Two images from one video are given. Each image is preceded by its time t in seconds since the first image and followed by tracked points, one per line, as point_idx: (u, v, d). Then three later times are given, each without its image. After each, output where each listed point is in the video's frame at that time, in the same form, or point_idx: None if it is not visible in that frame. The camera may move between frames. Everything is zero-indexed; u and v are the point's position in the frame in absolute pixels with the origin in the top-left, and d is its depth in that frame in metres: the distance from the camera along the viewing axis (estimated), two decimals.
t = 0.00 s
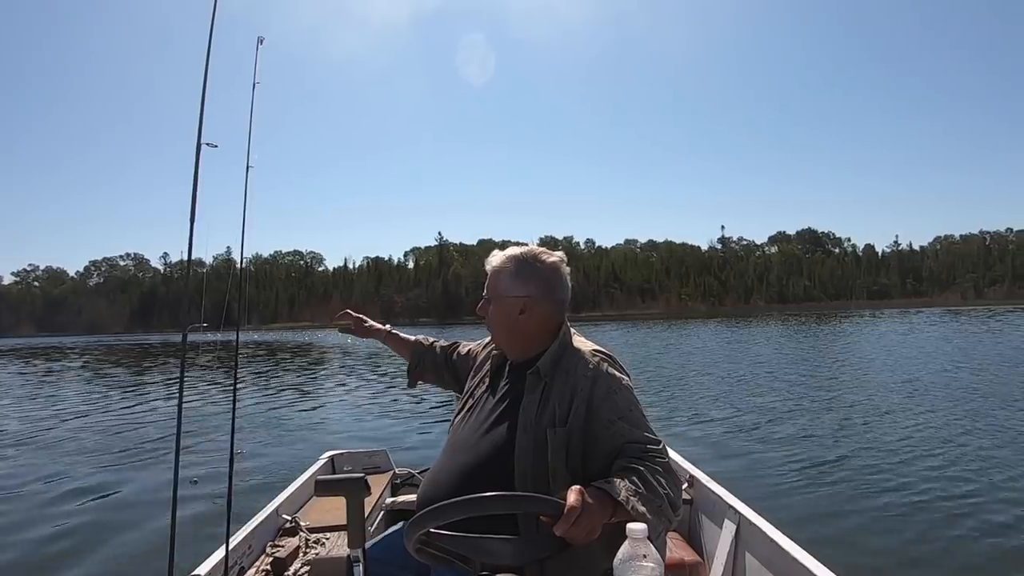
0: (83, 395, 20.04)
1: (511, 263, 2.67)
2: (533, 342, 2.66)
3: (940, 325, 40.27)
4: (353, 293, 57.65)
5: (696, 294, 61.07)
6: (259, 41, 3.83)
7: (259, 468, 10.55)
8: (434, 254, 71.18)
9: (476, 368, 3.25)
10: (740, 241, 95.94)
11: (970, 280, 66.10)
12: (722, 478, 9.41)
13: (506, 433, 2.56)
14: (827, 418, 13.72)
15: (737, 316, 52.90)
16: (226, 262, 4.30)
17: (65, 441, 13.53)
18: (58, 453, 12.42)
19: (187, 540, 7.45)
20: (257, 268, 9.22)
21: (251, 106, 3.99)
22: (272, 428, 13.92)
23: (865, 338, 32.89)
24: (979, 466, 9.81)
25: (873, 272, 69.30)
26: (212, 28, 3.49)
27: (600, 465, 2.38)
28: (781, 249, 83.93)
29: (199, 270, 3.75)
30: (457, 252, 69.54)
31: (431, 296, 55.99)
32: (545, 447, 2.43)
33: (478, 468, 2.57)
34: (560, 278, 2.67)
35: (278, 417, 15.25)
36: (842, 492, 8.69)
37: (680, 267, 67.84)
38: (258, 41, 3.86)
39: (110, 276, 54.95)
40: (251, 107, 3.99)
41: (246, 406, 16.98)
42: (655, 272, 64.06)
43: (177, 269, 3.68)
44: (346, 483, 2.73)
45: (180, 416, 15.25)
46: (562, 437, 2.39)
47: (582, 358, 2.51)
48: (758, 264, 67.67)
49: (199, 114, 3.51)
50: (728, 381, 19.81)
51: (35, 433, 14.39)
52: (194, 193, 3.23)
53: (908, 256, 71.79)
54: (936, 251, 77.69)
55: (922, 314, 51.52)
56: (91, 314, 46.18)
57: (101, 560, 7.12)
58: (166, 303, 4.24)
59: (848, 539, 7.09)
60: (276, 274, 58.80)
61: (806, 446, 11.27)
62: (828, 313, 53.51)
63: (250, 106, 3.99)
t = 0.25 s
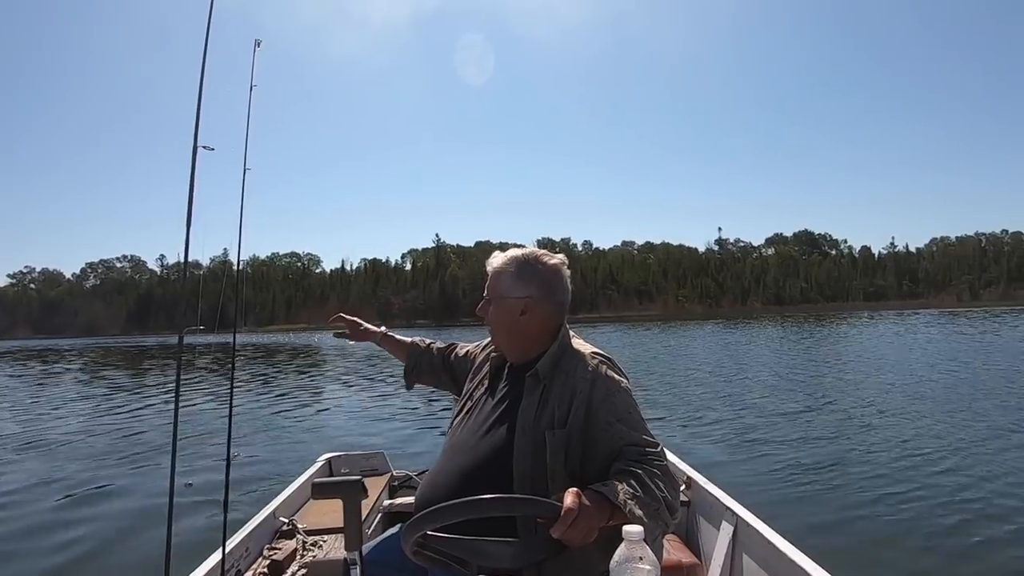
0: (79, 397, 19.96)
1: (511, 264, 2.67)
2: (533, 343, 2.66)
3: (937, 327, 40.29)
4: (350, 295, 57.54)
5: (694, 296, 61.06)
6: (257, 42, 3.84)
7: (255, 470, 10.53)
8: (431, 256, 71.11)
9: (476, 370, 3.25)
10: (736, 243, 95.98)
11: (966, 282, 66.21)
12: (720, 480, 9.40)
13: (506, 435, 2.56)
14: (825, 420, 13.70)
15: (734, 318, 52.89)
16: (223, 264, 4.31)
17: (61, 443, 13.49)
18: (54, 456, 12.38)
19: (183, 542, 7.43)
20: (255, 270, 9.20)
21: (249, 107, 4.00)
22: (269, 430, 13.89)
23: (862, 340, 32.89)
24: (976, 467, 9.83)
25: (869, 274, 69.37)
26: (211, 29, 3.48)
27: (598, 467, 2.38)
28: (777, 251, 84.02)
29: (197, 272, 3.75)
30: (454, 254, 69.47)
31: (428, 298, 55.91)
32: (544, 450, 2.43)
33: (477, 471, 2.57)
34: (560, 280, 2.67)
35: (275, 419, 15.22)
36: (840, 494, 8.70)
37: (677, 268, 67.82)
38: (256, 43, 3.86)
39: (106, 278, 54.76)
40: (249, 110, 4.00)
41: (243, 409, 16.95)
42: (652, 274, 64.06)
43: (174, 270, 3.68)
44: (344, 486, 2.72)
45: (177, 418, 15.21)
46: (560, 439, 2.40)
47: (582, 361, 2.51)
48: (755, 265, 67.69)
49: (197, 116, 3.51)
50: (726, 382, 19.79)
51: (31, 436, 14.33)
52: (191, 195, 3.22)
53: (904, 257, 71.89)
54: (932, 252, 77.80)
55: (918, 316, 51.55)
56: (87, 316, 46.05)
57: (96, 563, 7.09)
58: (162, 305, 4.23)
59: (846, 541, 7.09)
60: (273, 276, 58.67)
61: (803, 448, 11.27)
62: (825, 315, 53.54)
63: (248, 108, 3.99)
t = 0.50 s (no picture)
0: (74, 399, 19.89)
1: (508, 266, 2.66)
2: (528, 346, 2.66)
3: (932, 330, 40.39)
4: (347, 297, 57.52)
5: (690, 299, 61.19)
6: (253, 45, 3.84)
7: (251, 472, 10.51)
8: (428, 258, 71.16)
9: (471, 373, 3.24)
10: (733, 246, 96.14)
11: (961, 285, 66.47)
12: (715, 483, 9.41)
13: (501, 437, 2.56)
14: (823, 423, 13.69)
15: (730, 320, 53.00)
16: (219, 266, 4.30)
17: (55, 445, 13.45)
18: (48, 458, 12.33)
19: (176, 544, 7.41)
20: (251, 272, 9.18)
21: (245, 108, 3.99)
22: (265, 433, 13.87)
23: (858, 343, 32.93)
24: (971, 471, 9.84)
25: (865, 277, 69.59)
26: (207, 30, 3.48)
27: (594, 470, 2.38)
28: (774, 254, 84.13)
29: (192, 273, 3.74)
30: (451, 256, 69.51)
31: (425, 300, 55.93)
32: (539, 452, 2.43)
33: (472, 474, 2.57)
34: (557, 283, 2.66)
35: (271, 421, 15.19)
36: (836, 497, 8.70)
37: (674, 271, 67.94)
38: (252, 45, 3.86)
39: (102, 279, 54.62)
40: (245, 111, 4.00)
41: (238, 411, 16.91)
42: (648, 276, 64.19)
43: (169, 272, 3.66)
44: (339, 488, 2.70)
45: (173, 420, 15.17)
46: (556, 442, 2.39)
47: (577, 363, 2.51)
48: (752, 268, 67.85)
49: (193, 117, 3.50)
50: (724, 385, 19.77)
51: (25, 438, 14.28)
52: (186, 197, 3.21)
53: (899, 260, 72.15)
54: (927, 255, 78.11)
55: (913, 319, 51.72)
56: (82, 317, 45.92)
57: (90, 566, 7.05)
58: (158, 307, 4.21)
59: (842, 544, 7.09)
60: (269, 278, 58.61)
61: (800, 451, 11.27)
62: (820, 318, 53.70)
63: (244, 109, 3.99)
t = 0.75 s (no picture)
0: (68, 401, 19.80)
1: (506, 270, 2.66)
2: (526, 349, 2.65)
3: (928, 334, 40.54)
4: (343, 299, 57.51)
5: (686, 302, 61.29)
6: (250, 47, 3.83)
7: (246, 474, 10.47)
8: (425, 260, 71.12)
9: (467, 376, 3.24)
10: (729, 249, 96.37)
11: (956, 289, 66.68)
12: (711, 487, 9.41)
13: (497, 440, 2.55)
14: (820, 428, 13.67)
15: (726, 324, 53.04)
16: (215, 268, 4.29)
17: (50, 446, 13.42)
18: (42, 459, 12.27)
19: (170, 547, 7.37)
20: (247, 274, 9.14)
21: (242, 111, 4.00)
22: (260, 435, 13.84)
23: (854, 347, 32.93)
24: (966, 476, 9.85)
25: (860, 281, 69.76)
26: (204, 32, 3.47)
27: (589, 473, 2.37)
28: (770, 257, 84.35)
29: (188, 275, 3.73)
30: (448, 258, 69.49)
31: (422, 302, 55.91)
32: (534, 456, 2.42)
33: (468, 477, 2.56)
34: (554, 286, 2.66)
35: (266, 424, 15.14)
36: (832, 502, 8.70)
37: (670, 274, 68.02)
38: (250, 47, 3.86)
39: (98, 280, 54.47)
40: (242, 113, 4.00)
41: (234, 413, 16.87)
42: (645, 279, 64.27)
43: (165, 273, 3.66)
44: (334, 491, 2.69)
45: (168, 422, 15.11)
46: (551, 445, 2.38)
47: (574, 367, 2.50)
48: (748, 272, 67.96)
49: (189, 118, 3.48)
50: (722, 389, 19.73)
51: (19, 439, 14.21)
52: (181, 197, 3.19)
53: (895, 264, 72.37)
54: (923, 260, 78.35)
55: (909, 323, 51.85)
56: (77, 318, 45.77)
57: (83, 568, 7.02)
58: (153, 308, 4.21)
59: (838, 549, 7.08)
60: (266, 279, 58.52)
61: (796, 455, 11.28)
62: (816, 322, 53.80)
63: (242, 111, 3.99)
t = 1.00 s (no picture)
0: (62, 404, 19.72)
1: (503, 273, 2.66)
2: (521, 353, 2.65)
3: (923, 340, 40.63)
4: (340, 302, 57.44)
5: (682, 307, 61.36)
6: (247, 51, 3.82)
7: (240, 478, 10.45)
8: (422, 263, 71.11)
9: (463, 380, 3.24)
10: (726, 254, 96.51)
11: (951, 295, 66.90)
12: (707, 492, 9.40)
13: (493, 442, 2.55)
14: (817, 432, 13.66)
15: (722, 328, 53.10)
16: (211, 270, 4.27)
17: (43, 449, 13.34)
18: (35, 462, 12.21)
19: (163, 552, 7.34)
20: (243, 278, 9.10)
21: (239, 114, 3.97)
22: (254, 438, 13.81)
23: (849, 353, 32.95)
24: (961, 482, 9.88)
25: (856, 286, 69.92)
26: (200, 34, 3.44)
27: (583, 478, 2.38)
28: (766, 262, 84.49)
29: (182, 278, 3.72)
30: (444, 262, 69.47)
31: (418, 306, 55.90)
32: (528, 460, 2.42)
33: (463, 481, 2.55)
34: (550, 291, 2.66)
35: (261, 427, 15.10)
36: (827, 507, 8.73)
37: (667, 278, 68.08)
38: (247, 51, 3.84)
39: (93, 282, 54.28)
40: (239, 116, 3.97)
41: (229, 416, 16.81)
42: (642, 284, 64.31)
43: (160, 276, 3.64)
44: (328, 496, 2.68)
45: (162, 425, 15.06)
46: (546, 450, 2.38)
47: (569, 372, 2.51)
48: (744, 277, 68.08)
49: (183, 121, 3.46)
50: (719, 394, 19.71)
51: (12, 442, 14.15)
52: (175, 202, 3.16)
53: (890, 270, 72.57)
54: (918, 265, 78.60)
55: (904, 328, 51.98)
56: (72, 320, 45.60)
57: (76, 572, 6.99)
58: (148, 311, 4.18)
59: (833, 554, 7.09)
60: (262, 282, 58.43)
61: (792, 460, 11.29)
62: (812, 327, 53.88)
63: (238, 115, 3.97)
